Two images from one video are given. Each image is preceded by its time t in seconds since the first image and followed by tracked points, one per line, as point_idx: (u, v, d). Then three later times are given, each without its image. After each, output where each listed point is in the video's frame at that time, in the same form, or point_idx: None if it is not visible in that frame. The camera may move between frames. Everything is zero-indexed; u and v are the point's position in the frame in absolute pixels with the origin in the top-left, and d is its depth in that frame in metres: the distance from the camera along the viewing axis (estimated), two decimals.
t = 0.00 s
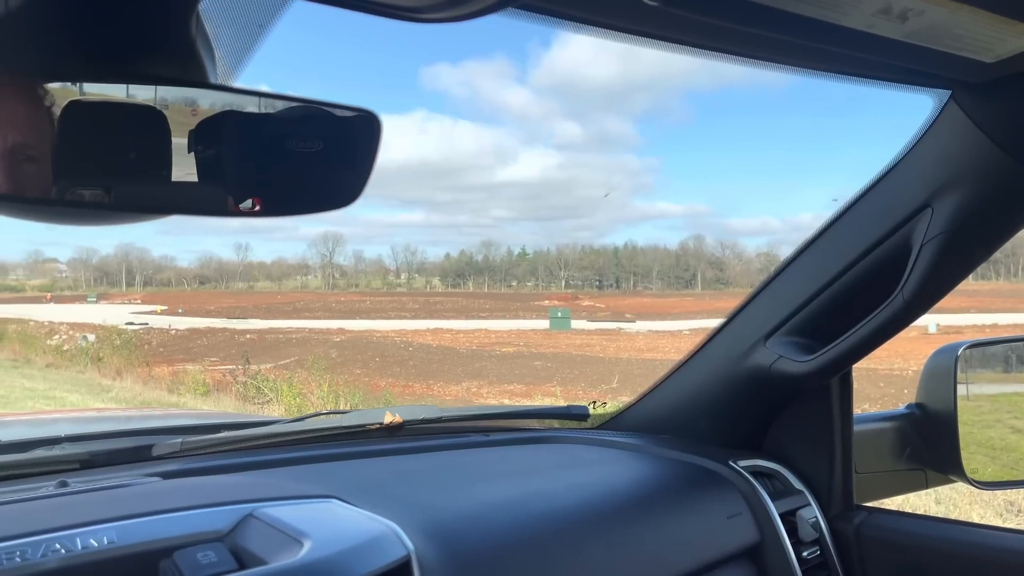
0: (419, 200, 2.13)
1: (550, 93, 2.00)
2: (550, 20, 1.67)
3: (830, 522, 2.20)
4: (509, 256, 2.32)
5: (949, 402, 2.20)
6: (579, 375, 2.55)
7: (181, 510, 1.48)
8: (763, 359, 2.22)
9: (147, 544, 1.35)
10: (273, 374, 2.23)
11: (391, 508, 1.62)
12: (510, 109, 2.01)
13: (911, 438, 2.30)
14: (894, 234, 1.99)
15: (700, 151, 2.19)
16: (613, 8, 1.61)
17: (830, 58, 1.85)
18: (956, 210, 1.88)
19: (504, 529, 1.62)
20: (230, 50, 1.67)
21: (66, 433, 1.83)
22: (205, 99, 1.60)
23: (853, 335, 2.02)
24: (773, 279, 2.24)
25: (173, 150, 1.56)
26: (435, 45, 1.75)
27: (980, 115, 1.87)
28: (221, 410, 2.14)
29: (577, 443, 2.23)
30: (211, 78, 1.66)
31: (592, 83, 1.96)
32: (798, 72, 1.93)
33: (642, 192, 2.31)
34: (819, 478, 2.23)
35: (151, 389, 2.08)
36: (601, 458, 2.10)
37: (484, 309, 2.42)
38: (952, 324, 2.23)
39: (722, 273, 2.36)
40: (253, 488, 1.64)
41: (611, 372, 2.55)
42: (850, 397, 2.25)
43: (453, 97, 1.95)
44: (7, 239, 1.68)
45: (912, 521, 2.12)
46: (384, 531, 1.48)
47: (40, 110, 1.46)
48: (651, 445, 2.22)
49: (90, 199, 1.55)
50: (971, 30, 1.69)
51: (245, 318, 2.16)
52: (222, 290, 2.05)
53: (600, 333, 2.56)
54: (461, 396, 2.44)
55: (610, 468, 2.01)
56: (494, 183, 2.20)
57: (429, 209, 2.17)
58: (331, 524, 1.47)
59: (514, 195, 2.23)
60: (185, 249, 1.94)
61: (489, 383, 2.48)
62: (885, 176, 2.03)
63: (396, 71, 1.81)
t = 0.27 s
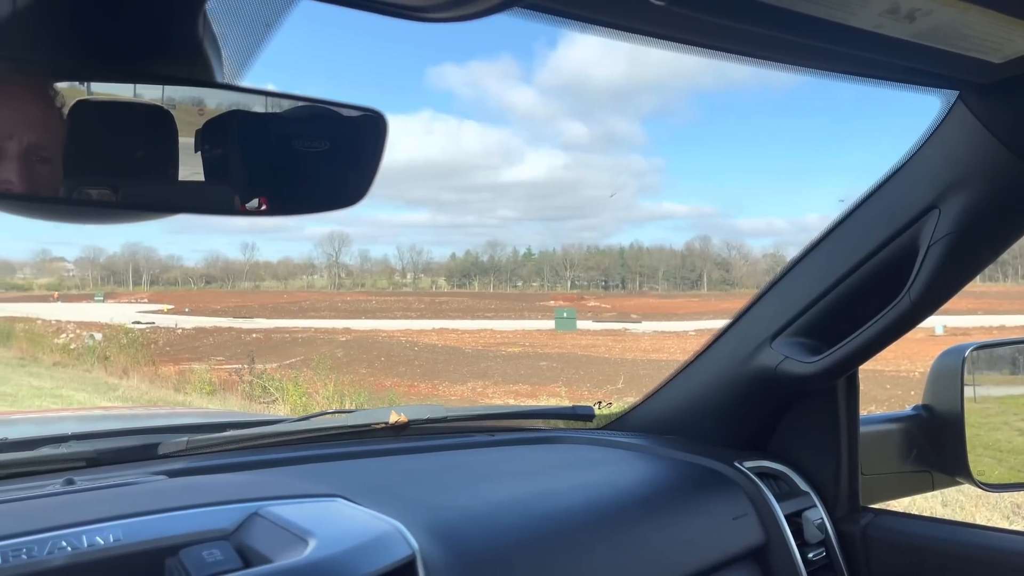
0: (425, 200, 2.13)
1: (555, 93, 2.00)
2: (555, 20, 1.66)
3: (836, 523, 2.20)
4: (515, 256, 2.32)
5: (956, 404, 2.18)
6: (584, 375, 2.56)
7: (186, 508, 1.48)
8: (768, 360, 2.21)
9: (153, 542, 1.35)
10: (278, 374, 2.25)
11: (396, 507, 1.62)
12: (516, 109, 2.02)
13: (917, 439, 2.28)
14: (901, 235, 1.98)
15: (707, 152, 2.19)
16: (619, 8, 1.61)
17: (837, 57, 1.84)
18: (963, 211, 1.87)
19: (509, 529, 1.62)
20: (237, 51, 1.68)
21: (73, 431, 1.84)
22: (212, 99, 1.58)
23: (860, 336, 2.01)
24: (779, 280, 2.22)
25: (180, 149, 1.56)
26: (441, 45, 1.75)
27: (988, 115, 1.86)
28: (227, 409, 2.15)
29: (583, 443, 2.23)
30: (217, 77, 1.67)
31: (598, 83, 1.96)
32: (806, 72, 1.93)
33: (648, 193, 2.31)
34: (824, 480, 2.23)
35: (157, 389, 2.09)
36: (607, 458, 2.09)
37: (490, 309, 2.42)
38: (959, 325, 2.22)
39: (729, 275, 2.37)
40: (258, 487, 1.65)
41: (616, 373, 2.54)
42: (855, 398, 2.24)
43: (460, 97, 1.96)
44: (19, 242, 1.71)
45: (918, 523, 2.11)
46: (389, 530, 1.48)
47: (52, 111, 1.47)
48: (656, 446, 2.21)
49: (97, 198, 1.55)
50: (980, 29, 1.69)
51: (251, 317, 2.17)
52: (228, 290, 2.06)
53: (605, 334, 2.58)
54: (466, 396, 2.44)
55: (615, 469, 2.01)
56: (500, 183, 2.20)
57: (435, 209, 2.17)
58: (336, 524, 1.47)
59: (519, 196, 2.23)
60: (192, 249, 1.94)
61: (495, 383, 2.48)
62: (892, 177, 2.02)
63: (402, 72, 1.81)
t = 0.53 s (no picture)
0: (431, 200, 2.12)
1: (561, 94, 1.99)
2: (563, 19, 1.66)
3: (843, 525, 2.18)
4: (521, 256, 2.32)
5: (966, 405, 2.16)
6: (590, 376, 2.55)
7: (194, 506, 1.49)
8: (776, 360, 2.21)
9: (161, 540, 1.36)
10: (285, 374, 2.25)
11: (404, 506, 1.62)
12: (522, 110, 2.01)
13: (926, 441, 2.27)
14: (910, 235, 1.97)
15: (715, 152, 2.19)
16: (628, 6, 1.61)
17: (847, 57, 1.84)
18: (973, 210, 1.86)
19: (516, 529, 1.62)
20: (246, 50, 1.68)
21: (81, 430, 1.85)
22: (218, 99, 1.59)
23: (869, 337, 1.99)
24: (787, 280, 2.22)
25: (187, 150, 1.57)
26: (448, 44, 1.75)
27: (998, 115, 1.85)
28: (234, 408, 2.16)
29: (589, 443, 2.23)
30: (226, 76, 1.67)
31: (605, 83, 1.96)
32: (814, 72, 1.92)
33: (655, 194, 2.30)
34: (832, 480, 2.22)
35: (165, 388, 2.10)
36: (614, 458, 2.09)
37: (496, 310, 2.43)
38: (967, 326, 2.22)
39: (735, 275, 2.37)
40: (266, 485, 1.65)
41: (623, 374, 2.54)
42: (863, 400, 2.23)
43: (465, 99, 1.95)
44: (27, 241, 1.69)
45: (927, 526, 2.09)
46: (396, 529, 1.48)
47: (67, 114, 1.48)
48: (664, 446, 2.21)
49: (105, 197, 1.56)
50: (990, 28, 1.68)
51: (258, 317, 2.17)
52: (235, 289, 2.06)
53: (612, 335, 2.58)
54: (472, 396, 2.44)
55: (622, 469, 2.01)
56: (506, 183, 2.20)
57: (441, 210, 2.16)
58: (343, 523, 1.48)
59: (526, 196, 2.23)
60: (199, 249, 1.93)
61: (501, 384, 2.48)
62: (901, 177, 2.02)
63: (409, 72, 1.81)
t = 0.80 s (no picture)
0: (439, 202, 2.13)
1: (568, 95, 1.99)
2: (573, 20, 1.67)
3: (855, 526, 2.16)
4: (529, 257, 2.33)
5: (978, 407, 2.15)
6: (597, 377, 2.55)
7: (206, 505, 1.49)
8: (787, 361, 2.20)
9: (173, 538, 1.36)
10: (293, 375, 2.23)
11: (415, 505, 1.62)
12: (531, 111, 2.02)
13: (937, 443, 2.26)
14: (923, 235, 1.97)
15: (724, 152, 2.19)
16: (640, 6, 1.61)
17: (859, 56, 1.83)
18: (986, 210, 1.85)
19: (527, 530, 1.62)
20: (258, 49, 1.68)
21: (93, 429, 1.86)
22: (228, 101, 1.61)
23: (882, 338, 1.98)
24: (798, 281, 2.22)
25: (198, 151, 1.60)
26: (461, 45, 1.75)
27: (1013, 114, 1.84)
28: (242, 408, 2.16)
29: (599, 443, 2.23)
30: (239, 75, 1.67)
31: (615, 84, 1.96)
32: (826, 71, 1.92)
33: (663, 195, 2.30)
34: (843, 481, 2.21)
35: (174, 388, 2.10)
36: (623, 459, 2.09)
37: (504, 311, 2.42)
38: (977, 328, 2.22)
39: (744, 276, 2.36)
40: (277, 484, 1.66)
41: (631, 376, 2.53)
42: (875, 401, 2.21)
43: (472, 100, 1.95)
44: (36, 243, 1.71)
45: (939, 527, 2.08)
46: (408, 528, 1.49)
47: (79, 115, 1.49)
48: (673, 447, 2.21)
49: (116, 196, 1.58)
50: (1006, 27, 1.66)
51: (266, 318, 2.18)
52: (244, 290, 2.07)
53: (620, 336, 2.58)
54: (479, 397, 2.42)
55: (632, 469, 2.01)
56: (514, 184, 2.20)
57: (449, 211, 2.16)
58: (354, 522, 1.47)
59: (534, 197, 2.23)
60: (208, 249, 1.94)
61: (509, 385, 2.47)
62: (913, 178, 2.01)
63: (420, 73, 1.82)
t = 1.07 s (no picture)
0: (446, 202, 2.12)
1: (577, 96, 2.01)
2: (582, 22, 1.68)
3: (866, 528, 2.17)
4: (538, 259, 2.34)
5: (990, 409, 2.13)
6: (606, 379, 2.55)
7: (220, 505, 1.50)
8: (799, 363, 2.20)
9: (188, 538, 1.37)
10: (303, 375, 2.26)
11: (428, 506, 1.63)
12: (540, 112, 2.03)
13: (949, 444, 2.26)
14: (935, 237, 1.97)
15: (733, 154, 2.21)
16: (652, 9, 1.62)
17: (871, 58, 1.84)
18: (999, 212, 1.85)
19: (540, 531, 1.63)
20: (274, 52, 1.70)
21: (107, 430, 1.87)
22: (238, 103, 1.62)
23: (893, 339, 1.98)
24: (808, 283, 2.23)
25: (210, 153, 1.60)
26: (472, 47, 1.76)
27: None
28: (252, 409, 2.17)
29: (611, 445, 2.23)
30: (257, 80, 1.68)
31: (624, 85, 1.97)
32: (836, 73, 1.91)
33: (672, 196, 2.31)
34: (855, 483, 2.21)
35: (185, 389, 2.10)
36: (634, 460, 2.09)
37: (512, 312, 2.45)
38: (988, 330, 2.22)
39: (752, 278, 2.38)
40: (290, 485, 1.66)
41: (640, 378, 2.53)
42: (887, 404, 2.22)
43: (480, 101, 1.96)
44: (47, 243, 1.70)
45: (952, 530, 2.08)
46: (421, 528, 1.49)
47: (92, 116, 1.50)
48: (684, 449, 2.21)
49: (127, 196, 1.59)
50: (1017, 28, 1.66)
51: (275, 320, 2.21)
52: (253, 292, 2.07)
53: (629, 337, 2.60)
54: (488, 398, 2.42)
55: (643, 471, 2.02)
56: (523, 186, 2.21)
57: (458, 212, 2.16)
58: (369, 522, 1.48)
59: (543, 198, 2.24)
60: (218, 251, 1.94)
61: (517, 387, 2.47)
62: (925, 180, 2.02)
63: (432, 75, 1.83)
